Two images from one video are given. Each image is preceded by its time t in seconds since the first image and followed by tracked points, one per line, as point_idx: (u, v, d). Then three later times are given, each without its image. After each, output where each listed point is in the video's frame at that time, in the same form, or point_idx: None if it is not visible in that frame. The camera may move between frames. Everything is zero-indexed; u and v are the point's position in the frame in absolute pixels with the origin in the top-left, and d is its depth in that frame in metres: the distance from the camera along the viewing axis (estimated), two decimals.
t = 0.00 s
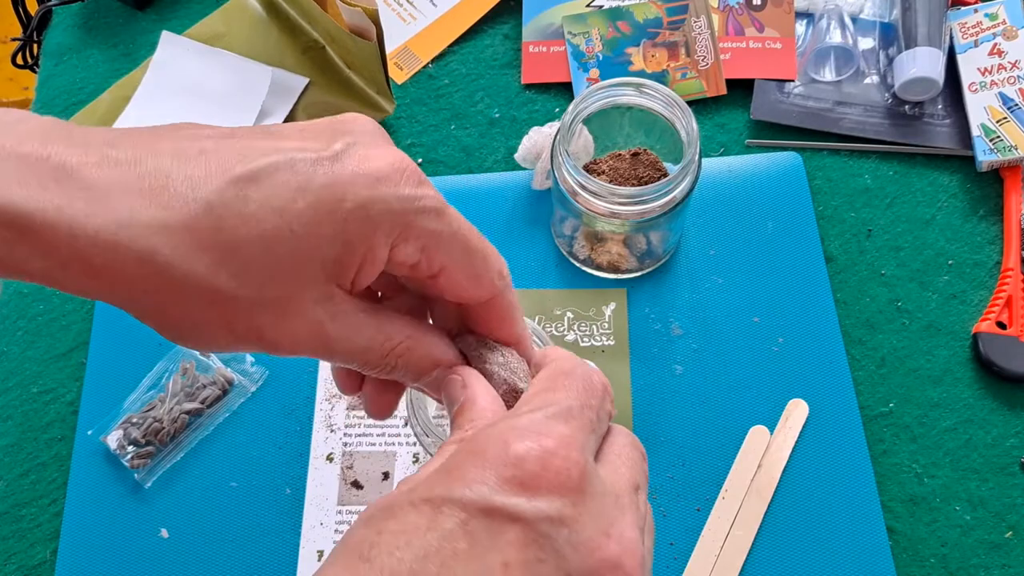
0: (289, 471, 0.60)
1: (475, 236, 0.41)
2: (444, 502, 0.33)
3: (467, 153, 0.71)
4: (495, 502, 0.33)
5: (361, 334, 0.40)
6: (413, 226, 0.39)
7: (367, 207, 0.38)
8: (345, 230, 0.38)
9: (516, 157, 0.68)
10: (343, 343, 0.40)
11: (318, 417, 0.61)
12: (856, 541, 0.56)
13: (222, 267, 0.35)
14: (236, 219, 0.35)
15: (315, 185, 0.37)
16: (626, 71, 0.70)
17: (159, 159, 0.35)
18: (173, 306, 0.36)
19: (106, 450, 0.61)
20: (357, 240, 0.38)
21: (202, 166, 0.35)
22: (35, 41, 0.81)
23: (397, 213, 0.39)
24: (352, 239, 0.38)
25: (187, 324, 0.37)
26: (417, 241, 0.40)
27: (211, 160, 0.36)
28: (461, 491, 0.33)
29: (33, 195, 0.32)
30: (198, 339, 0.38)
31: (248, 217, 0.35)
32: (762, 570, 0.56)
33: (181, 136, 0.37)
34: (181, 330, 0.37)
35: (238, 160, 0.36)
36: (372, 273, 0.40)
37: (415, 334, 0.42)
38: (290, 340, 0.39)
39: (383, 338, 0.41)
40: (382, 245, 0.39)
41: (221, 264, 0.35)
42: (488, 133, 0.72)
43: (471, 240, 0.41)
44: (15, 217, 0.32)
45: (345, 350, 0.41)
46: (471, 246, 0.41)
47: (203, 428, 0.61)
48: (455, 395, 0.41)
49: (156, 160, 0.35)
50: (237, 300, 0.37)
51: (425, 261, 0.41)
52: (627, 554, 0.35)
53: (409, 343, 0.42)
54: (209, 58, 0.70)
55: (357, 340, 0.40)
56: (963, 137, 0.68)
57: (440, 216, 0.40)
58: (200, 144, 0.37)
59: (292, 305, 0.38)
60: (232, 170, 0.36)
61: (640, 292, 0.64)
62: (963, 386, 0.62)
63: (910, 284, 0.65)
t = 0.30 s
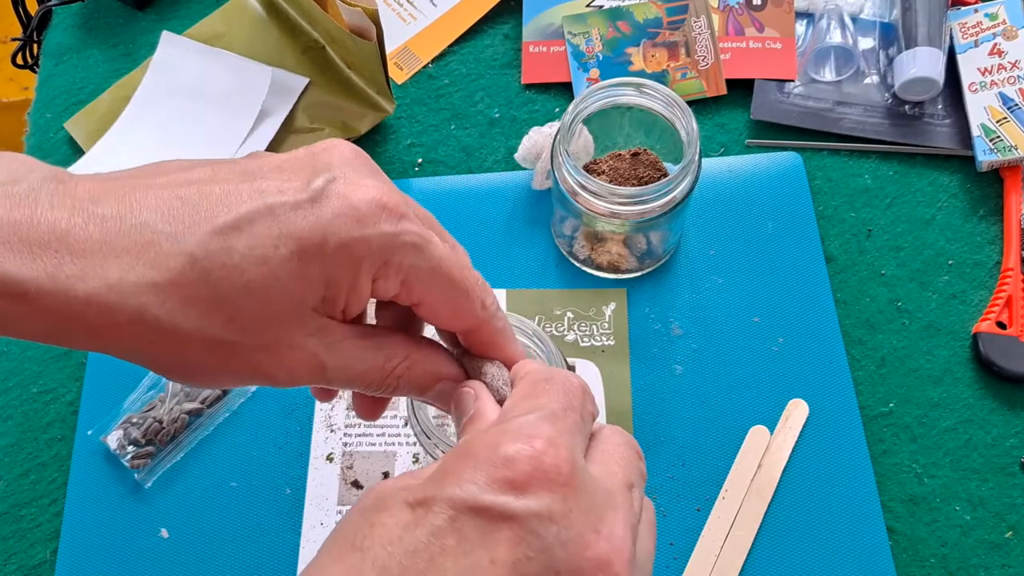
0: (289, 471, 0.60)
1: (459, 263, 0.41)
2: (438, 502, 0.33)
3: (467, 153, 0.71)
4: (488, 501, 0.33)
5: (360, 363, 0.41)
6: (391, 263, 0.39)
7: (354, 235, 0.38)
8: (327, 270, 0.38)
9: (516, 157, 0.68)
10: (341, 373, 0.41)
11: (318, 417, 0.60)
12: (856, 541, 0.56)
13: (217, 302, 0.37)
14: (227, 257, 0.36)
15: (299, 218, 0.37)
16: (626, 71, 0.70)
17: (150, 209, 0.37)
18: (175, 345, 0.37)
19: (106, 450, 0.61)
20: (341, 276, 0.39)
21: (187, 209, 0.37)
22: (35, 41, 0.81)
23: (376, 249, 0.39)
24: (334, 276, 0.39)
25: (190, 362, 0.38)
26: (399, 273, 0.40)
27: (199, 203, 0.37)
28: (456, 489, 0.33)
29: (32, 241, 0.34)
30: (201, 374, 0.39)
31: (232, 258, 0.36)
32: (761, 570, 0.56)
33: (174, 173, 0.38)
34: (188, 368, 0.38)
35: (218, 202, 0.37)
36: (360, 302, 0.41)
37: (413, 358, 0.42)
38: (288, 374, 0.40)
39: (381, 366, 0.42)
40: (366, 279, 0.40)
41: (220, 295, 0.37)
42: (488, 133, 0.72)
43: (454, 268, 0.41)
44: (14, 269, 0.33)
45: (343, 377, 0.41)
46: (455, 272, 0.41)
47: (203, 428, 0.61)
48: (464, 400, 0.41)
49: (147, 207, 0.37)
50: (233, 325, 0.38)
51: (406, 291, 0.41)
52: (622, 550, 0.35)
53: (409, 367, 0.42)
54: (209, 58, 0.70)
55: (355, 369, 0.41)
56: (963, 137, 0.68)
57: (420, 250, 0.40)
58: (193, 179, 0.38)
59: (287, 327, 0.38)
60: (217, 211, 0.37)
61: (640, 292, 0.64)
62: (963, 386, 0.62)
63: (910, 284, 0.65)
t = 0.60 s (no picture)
0: (289, 471, 0.60)
1: (434, 226, 0.40)
2: (435, 506, 0.33)
3: (467, 153, 0.71)
4: (484, 506, 0.33)
5: (348, 375, 0.41)
6: (363, 256, 0.39)
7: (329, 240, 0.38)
8: (296, 284, 0.39)
9: (516, 157, 0.68)
10: (332, 388, 0.41)
11: (318, 417, 0.60)
12: (856, 541, 0.56)
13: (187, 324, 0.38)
14: (194, 282, 0.38)
15: (257, 234, 0.38)
16: (626, 71, 0.70)
17: (134, 230, 0.39)
18: (156, 367, 0.39)
19: (107, 450, 0.61)
20: (314, 287, 0.39)
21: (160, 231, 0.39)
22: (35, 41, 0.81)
23: (342, 251, 0.39)
24: (307, 287, 0.39)
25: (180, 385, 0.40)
26: (377, 263, 0.40)
27: (177, 226, 0.39)
28: (452, 494, 0.33)
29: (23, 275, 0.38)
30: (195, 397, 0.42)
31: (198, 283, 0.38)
32: (762, 569, 0.56)
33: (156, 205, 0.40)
34: (180, 393, 0.41)
35: (184, 223, 0.38)
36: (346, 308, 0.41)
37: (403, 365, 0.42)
38: (278, 386, 0.41)
39: (371, 376, 0.41)
40: (341, 282, 0.40)
41: (196, 318, 0.38)
42: (488, 133, 0.72)
43: (432, 232, 0.40)
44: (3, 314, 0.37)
45: (334, 390, 0.42)
46: (433, 239, 0.40)
47: (203, 428, 0.61)
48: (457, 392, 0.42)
49: (128, 233, 0.39)
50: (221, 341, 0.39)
51: (397, 271, 0.41)
52: (622, 549, 0.35)
53: (399, 375, 0.42)
54: (209, 58, 0.70)
55: (343, 382, 0.41)
56: (963, 137, 0.68)
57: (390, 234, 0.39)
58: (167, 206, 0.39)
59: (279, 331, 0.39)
60: (182, 234, 0.38)
61: (640, 292, 0.64)
62: (963, 386, 0.62)
63: (910, 284, 0.65)
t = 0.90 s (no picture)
0: (289, 471, 0.60)
1: (415, 257, 0.39)
2: (422, 538, 0.34)
3: (467, 153, 0.71)
4: (471, 538, 0.34)
5: (350, 380, 0.41)
6: (347, 269, 0.39)
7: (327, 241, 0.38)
8: (286, 295, 0.39)
9: (516, 157, 0.68)
10: (336, 394, 0.41)
11: (318, 417, 0.60)
12: (857, 541, 0.56)
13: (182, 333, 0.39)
14: (192, 293, 0.38)
15: (244, 249, 0.38)
16: (626, 71, 0.70)
17: (130, 251, 0.40)
18: (156, 380, 0.40)
19: (107, 450, 0.61)
20: (303, 297, 0.39)
21: (159, 250, 0.40)
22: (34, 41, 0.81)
23: (326, 262, 0.39)
24: (296, 296, 0.39)
25: (180, 401, 0.41)
26: (359, 277, 0.39)
27: (171, 241, 0.40)
28: (440, 525, 0.34)
29: (28, 298, 0.39)
30: (202, 416, 0.42)
31: (193, 300, 0.38)
32: (762, 569, 0.55)
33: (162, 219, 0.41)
34: (184, 411, 0.41)
35: (176, 247, 0.39)
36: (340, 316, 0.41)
37: (404, 365, 0.42)
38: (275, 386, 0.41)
39: (374, 380, 0.41)
40: (328, 292, 0.39)
41: (194, 322, 0.39)
42: (488, 133, 0.72)
43: (411, 263, 0.39)
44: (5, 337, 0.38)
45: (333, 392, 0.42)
46: (413, 267, 0.39)
47: (203, 428, 0.61)
48: (457, 400, 0.41)
49: (125, 255, 0.40)
50: (219, 347, 0.39)
51: (375, 291, 0.41)
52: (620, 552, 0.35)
53: (402, 377, 0.42)
54: (209, 58, 0.70)
55: (347, 386, 0.41)
56: (963, 137, 0.68)
57: (374, 250, 0.39)
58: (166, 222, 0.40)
59: (277, 331, 0.40)
60: (171, 257, 0.39)
61: (640, 292, 0.64)
62: (963, 386, 0.62)
63: (910, 284, 0.65)
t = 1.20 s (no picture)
0: (289, 471, 0.60)
1: (415, 237, 0.39)
2: (438, 538, 0.34)
3: (467, 153, 0.71)
4: (476, 538, 0.34)
5: (349, 374, 0.41)
6: (343, 261, 0.39)
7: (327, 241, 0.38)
8: (283, 289, 0.39)
9: (516, 157, 0.68)
10: (335, 387, 0.41)
11: (318, 417, 0.60)
12: (857, 542, 0.56)
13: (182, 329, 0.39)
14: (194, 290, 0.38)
15: (240, 246, 0.39)
16: (626, 71, 0.70)
17: (131, 249, 0.40)
18: (158, 378, 0.40)
19: (107, 450, 0.61)
20: (300, 292, 0.39)
21: (159, 252, 0.40)
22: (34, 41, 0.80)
23: (322, 257, 0.38)
24: (294, 292, 0.39)
25: (180, 398, 0.41)
26: (357, 268, 0.39)
27: (173, 241, 0.40)
28: (456, 527, 0.34)
29: (36, 292, 0.39)
30: (203, 416, 0.42)
31: (191, 294, 0.38)
32: (762, 569, 0.56)
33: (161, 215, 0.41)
34: (185, 409, 0.42)
35: (176, 244, 0.40)
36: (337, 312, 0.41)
37: (403, 354, 0.42)
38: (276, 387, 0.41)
39: (375, 372, 0.41)
40: (326, 287, 0.39)
41: (193, 319, 0.39)
42: (488, 133, 0.72)
43: (412, 245, 0.39)
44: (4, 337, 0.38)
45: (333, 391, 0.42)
46: (416, 246, 0.39)
47: (203, 428, 0.61)
48: (457, 400, 0.41)
49: (128, 253, 0.40)
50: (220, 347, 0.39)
51: (377, 278, 0.40)
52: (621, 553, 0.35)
53: (401, 367, 0.42)
54: (209, 57, 0.70)
55: (346, 380, 0.41)
56: (963, 137, 0.68)
57: (368, 239, 0.39)
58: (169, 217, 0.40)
59: (277, 327, 0.40)
60: (169, 254, 0.39)
61: (640, 292, 0.64)
62: (963, 386, 0.62)
63: (910, 284, 0.65)
